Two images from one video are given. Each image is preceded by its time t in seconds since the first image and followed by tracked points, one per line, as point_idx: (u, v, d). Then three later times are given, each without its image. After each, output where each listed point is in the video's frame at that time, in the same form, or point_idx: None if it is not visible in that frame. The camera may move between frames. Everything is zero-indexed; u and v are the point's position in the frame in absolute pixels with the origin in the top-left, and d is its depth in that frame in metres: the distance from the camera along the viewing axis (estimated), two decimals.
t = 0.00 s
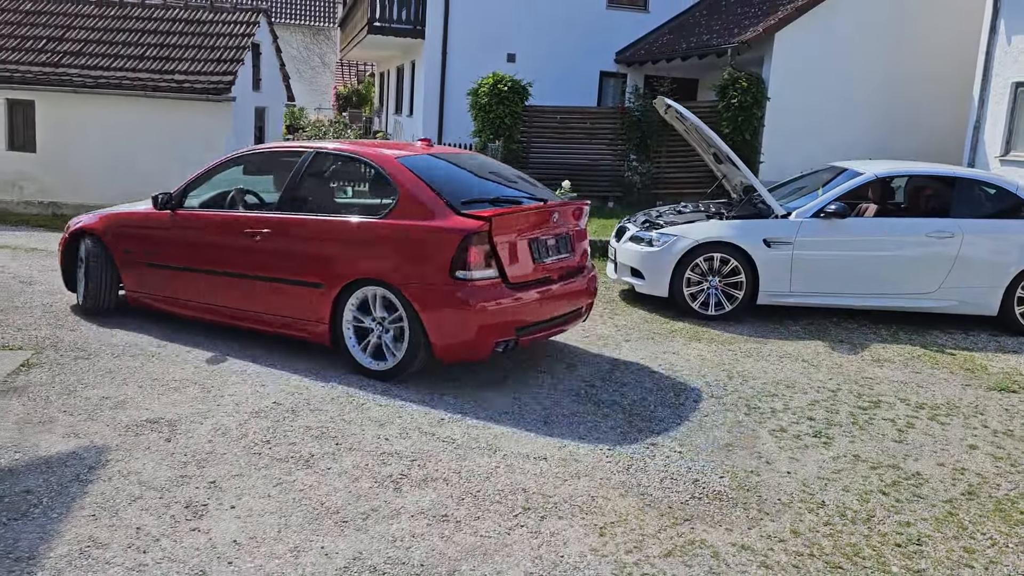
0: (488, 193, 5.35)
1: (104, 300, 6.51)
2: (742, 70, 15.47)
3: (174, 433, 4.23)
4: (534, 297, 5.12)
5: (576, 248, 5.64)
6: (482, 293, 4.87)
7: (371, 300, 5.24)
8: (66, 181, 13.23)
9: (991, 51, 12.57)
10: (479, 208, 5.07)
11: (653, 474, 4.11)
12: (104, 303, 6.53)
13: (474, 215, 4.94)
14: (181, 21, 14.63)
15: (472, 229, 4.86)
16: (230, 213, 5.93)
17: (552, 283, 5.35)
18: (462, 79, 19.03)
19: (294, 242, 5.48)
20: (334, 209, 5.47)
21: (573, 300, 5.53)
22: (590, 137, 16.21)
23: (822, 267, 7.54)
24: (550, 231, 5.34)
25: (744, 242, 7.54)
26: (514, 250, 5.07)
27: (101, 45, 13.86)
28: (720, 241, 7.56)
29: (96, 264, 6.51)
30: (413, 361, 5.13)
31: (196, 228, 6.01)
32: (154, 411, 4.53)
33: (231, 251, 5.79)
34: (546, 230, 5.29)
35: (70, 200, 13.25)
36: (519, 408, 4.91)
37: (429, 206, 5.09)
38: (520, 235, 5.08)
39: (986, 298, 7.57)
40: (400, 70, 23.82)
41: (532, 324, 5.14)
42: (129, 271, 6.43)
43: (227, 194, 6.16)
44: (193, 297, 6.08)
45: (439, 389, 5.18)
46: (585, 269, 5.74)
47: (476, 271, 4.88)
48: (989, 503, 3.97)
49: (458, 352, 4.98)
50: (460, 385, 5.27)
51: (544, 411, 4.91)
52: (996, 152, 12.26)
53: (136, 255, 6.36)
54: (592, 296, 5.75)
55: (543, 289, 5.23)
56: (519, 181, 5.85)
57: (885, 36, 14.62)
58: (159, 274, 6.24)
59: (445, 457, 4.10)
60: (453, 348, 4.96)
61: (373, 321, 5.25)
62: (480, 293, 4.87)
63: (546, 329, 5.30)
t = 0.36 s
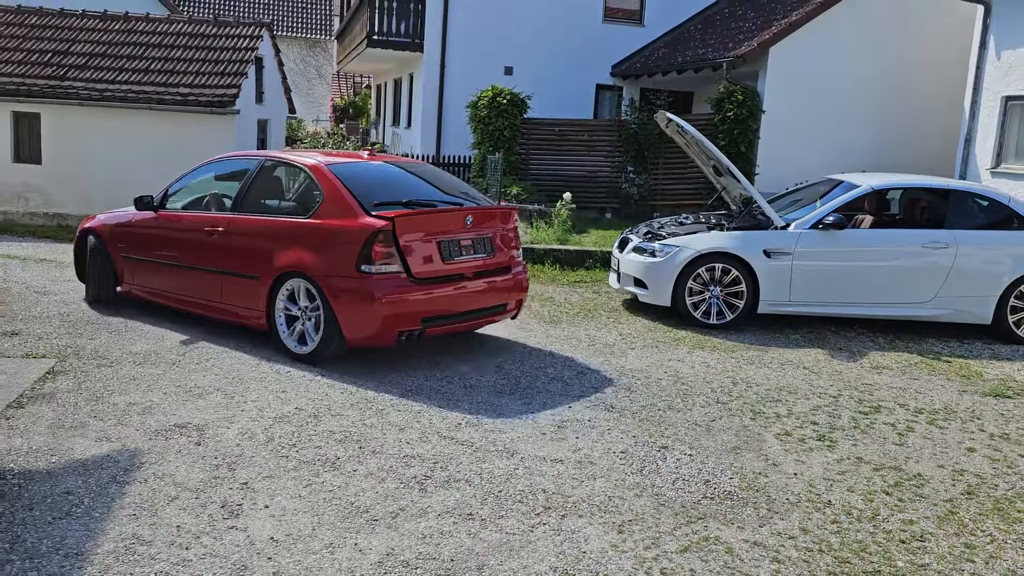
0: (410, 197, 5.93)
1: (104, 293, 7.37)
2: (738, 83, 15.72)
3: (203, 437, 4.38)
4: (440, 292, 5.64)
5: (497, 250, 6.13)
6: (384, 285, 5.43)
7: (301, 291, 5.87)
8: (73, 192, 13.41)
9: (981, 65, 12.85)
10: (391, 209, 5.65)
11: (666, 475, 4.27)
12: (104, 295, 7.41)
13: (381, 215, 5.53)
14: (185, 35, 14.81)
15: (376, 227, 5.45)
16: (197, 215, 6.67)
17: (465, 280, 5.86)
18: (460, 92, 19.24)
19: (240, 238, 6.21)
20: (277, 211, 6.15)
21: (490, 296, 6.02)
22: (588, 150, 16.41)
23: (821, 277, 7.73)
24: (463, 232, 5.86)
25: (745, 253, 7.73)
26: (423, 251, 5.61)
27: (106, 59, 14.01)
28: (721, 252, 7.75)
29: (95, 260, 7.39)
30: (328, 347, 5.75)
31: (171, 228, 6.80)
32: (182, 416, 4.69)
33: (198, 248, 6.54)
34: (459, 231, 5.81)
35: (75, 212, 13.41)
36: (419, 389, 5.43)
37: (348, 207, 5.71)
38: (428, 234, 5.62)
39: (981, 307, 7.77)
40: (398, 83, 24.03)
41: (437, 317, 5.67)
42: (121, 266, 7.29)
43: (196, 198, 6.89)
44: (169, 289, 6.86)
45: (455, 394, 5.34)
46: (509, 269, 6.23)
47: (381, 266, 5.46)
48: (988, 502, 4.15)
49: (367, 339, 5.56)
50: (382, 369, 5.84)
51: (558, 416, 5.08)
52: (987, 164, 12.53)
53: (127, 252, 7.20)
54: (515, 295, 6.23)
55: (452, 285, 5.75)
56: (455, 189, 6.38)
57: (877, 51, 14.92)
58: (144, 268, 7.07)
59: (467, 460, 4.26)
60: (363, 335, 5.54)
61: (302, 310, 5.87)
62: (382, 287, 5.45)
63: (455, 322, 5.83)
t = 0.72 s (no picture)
0: (351, 202, 6.59)
1: (116, 291, 8.31)
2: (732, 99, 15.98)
3: (238, 444, 4.50)
4: (368, 288, 6.25)
5: (434, 250, 6.70)
6: (313, 280, 6.08)
7: (251, 288, 6.56)
8: (76, 205, 13.49)
9: (971, 82, 13.15)
10: (326, 212, 6.31)
11: (688, 479, 4.42)
12: (117, 292, 8.37)
13: (313, 217, 6.20)
14: (188, 50, 14.95)
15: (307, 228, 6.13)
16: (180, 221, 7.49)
17: (398, 277, 6.46)
18: (457, 107, 19.44)
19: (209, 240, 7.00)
20: (240, 216, 6.91)
21: (425, 292, 6.60)
22: (585, 164, 16.63)
23: (821, 289, 7.92)
24: (397, 233, 6.45)
25: (749, 265, 7.92)
26: (354, 251, 6.24)
27: (109, 74, 14.13)
28: (726, 264, 7.94)
29: (109, 261, 8.36)
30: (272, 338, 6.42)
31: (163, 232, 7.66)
32: (214, 424, 4.81)
33: (180, 249, 7.33)
34: (392, 232, 6.40)
35: (78, 225, 13.49)
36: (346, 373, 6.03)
37: (291, 211, 6.41)
38: (358, 234, 6.24)
39: (978, 317, 7.98)
40: (393, 97, 24.24)
41: (366, 311, 6.27)
42: (128, 267, 8.20)
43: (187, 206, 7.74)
44: (161, 286, 7.69)
45: (476, 402, 5.49)
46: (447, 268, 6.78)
47: (312, 264, 6.12)
48: (998, 504, 4.32)
49: (301, 330, 6.20)
50: (323, 358, 6.49)
51: (578, 423, 5.23)
52: (978, 179, 12.81)
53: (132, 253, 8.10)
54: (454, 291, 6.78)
55: (383, 281, 6.36)
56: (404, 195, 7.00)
57: (867, 68, 15.22)
58: (146, 268, 7.93)
59: (496, 465, 4.39)
60: (298, 325, 6.18)
61: (253, 305, 6.56)
62: (312, 283, 6.09)
63: (387, 315, 6.43)
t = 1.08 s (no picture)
0: (315, 209, 7.34)
1: (138, 292, 9.24)
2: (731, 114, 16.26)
3: (274, 451, 4.66)
4: (323, 289, 6.97)
5: (392, 255, 7.39)
6: (271, 281, 6.84)
7: (224, 289, 7.35)
8: (84, 218, 13.61)
9: (965, 98, 13.43)
10: (288, 220, 7.07)
11: (708, 484, 4.60)
12: (139, 292, 9.31)
13: (275, 224, 6.97)
14: (195, 65, 15.15)
15: (267, 235, 6.91)
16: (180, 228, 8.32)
17: (354, 280, 7.18)
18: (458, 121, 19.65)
19: (198, 247, 7.78)
20: (222, 224, 7.71)
21: (381, 294, 7.30)
22: (586, 177, 16.86)
23: (826, 301, 8.13)
24: (353, 240, 7.16)
25: (756, 279, 8.12)
26: (311, 255, 6.98)
27: (118, 88, 14.31)
28: (733, 277, 8.14)
29: (133, 265, 9.31)
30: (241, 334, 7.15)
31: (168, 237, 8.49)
32: (248, 432, 4.97)
33: (183, 254, 8.11)
34: (348, 238, 7.12)
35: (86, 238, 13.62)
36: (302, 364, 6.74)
37: (260, 220, 7.18)
38: (314, 241, 6.99)
39: (977, 329, 8.20)
40: (393, 111, 24.48)
41: (322, 310, 7.01)
42: (145, 270, 9.09)
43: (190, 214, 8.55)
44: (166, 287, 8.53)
45: (497, 412, 5.66)
46: (405, 272, 7.46)
47: (272, 266, 6.88)
48: (1005, 507, 4.51)
49: (263, 327, 6.95)
50: (287, 352, 7.20)
51: (598, 431, 5.41)
52: (973, 193, 13.08)
53: (148, 257, 8.98)
54: (411, 292, 7.45)
55: (339, 283, 7.08)
56: (369, 203, 7.70)
57: (863, 84, 15.50)
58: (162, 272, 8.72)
59: (524, 471, 4.57)
60: (258, 323, 6.93)
61: (225, 304, 7.34)
62: (272, 283, 6.85)
63: (344, 314, 7.14)
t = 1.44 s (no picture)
0: (289, 218, 8.48)
1: (163, 294, 10.17)
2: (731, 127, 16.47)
3: (293, 454, 4.82)
4: (294, 288, 8.01)
5: (359, 257, 8.41)
6: (246, 281, 7.88)
7: (211, 290, 8.41)
8: (91, 227, 13.79)
9: (960, 113, 13.66)
10: (263, 227, 8.13)
11: (710, 486, 4.78)
12: (164, 294, 10.23)
13: (250, 230, 8.02)
14: (202, 77, 15.37)
15: (242, 240, 7.96)
16: (187, 236, 9.30)
17: (323, 279, 8.20)
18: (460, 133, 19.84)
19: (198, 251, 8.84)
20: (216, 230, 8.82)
21: (348, 291, 8.31)
22: (587, 188, 17.07)
23: (824, 311, 8.31)
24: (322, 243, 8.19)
25: (756, 289, 8.30)
26: (282, 257, 8.03)
27: (126, 99, 14.50)
28: (733, 287, 8.33)
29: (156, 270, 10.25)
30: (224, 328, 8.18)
31: (178, 245, 9.47)
32: (266, 435, 5.14)
33: (191, 257, 9.09)
34: (316, 242, 8.15)
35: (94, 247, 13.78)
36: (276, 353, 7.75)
37: (239, 226, 8.25)
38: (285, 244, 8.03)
39: (972, 339, 8.38)
40: (395, 122, 24.72)
41: (291, 306, 8.04)
42: (166, 275, 9.96)
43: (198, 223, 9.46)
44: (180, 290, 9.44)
45: (505, 417, 5.84)
46: (371, 271, 8.48)
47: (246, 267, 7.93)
48: (998, 509, 4.68)
49: (240, 323, 7.97)
50: (265, 344, 8.22)
51: (605, 436, 5.58)
52: (968, 206, 13.31)
53: (166, 263, 9.87)
54: (377, 289, 8.45)
55: (309, 283, 8.12)
56: (341, 212, 8.81)
57: (860, 98, 15.74)
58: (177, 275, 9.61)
59: (534, 473, 4.74)
60: (236, 319, 7.96)
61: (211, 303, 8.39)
62: (246, 282, 7.90)
63: (313, 309, 8.17)
